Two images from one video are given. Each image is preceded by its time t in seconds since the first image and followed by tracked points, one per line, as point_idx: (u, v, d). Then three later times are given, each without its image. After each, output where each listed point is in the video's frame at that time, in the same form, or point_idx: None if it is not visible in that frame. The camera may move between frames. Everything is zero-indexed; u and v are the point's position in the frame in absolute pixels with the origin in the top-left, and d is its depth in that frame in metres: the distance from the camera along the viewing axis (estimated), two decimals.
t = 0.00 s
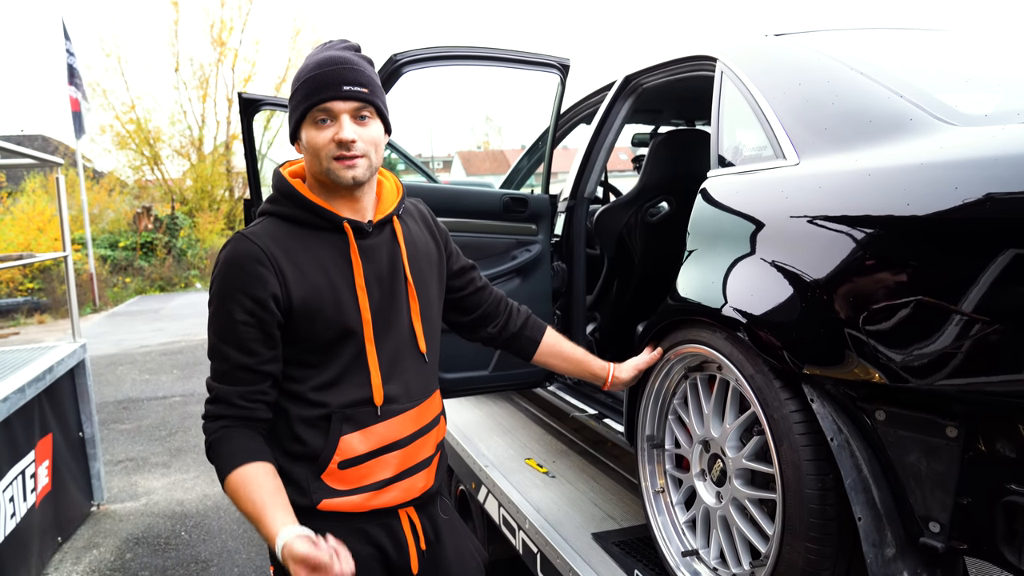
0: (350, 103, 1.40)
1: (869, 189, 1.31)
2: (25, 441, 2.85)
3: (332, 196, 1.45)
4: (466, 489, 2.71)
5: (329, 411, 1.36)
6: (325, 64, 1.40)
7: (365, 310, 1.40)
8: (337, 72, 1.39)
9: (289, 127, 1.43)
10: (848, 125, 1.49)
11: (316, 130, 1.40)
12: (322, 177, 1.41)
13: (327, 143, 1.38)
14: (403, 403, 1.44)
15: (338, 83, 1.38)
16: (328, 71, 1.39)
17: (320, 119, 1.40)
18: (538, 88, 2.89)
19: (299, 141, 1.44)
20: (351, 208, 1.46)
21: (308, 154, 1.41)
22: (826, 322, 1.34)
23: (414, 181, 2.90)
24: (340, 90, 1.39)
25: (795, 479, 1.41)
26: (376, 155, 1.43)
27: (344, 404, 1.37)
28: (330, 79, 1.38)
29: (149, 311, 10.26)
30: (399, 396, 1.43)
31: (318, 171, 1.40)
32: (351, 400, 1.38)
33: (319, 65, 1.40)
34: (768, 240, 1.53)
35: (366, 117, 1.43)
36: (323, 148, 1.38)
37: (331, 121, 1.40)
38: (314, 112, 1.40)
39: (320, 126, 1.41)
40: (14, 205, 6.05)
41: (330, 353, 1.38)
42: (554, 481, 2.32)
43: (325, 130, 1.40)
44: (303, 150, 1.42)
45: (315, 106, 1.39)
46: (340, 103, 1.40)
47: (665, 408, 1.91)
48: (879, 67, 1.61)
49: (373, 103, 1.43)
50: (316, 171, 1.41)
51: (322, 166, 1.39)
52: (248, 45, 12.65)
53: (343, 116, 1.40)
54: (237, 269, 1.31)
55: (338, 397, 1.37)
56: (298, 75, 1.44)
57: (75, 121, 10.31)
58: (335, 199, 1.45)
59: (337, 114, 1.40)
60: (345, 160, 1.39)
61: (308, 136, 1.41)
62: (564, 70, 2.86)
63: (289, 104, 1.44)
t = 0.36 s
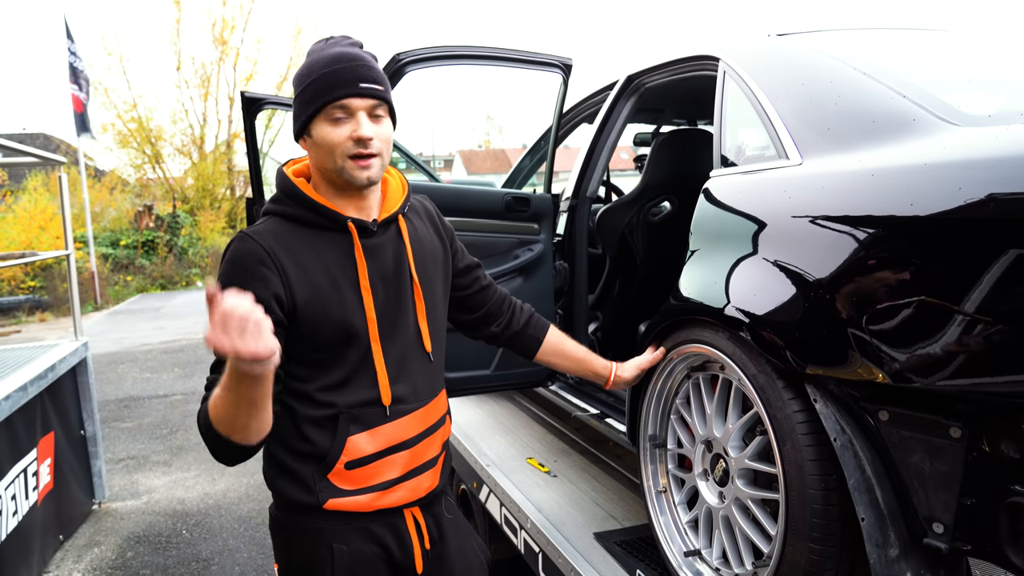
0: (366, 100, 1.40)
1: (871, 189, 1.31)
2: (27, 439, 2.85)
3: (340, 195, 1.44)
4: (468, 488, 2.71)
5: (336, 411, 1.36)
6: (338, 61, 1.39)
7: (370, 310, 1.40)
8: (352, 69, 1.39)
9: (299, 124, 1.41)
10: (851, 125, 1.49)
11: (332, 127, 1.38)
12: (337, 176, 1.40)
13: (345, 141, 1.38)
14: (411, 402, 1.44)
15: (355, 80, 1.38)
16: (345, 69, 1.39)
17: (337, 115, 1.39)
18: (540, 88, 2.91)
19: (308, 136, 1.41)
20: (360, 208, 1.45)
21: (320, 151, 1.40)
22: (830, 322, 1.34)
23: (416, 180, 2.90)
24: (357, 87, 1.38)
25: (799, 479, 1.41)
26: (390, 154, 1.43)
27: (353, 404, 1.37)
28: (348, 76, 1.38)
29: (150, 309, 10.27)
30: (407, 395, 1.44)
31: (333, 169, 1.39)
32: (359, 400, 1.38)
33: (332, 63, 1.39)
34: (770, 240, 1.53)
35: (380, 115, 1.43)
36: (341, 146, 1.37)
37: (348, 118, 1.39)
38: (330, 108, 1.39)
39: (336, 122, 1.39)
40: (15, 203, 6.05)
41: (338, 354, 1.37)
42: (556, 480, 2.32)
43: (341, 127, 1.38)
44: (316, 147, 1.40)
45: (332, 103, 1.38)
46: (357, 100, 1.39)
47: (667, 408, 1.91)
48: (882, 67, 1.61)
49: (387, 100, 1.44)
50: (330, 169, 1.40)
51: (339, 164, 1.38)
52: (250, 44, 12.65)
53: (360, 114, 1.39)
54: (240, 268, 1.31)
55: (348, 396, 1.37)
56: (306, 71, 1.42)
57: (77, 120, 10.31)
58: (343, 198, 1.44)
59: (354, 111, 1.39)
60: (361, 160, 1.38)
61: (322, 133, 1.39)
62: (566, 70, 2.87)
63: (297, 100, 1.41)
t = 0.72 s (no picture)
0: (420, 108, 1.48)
1: (872, 192, 1.31)
2: (30, 441, 2.86)
3: (367, 192, 1.46)
4: (471, 489, 2.71)
5: (343, 414, 1.37)
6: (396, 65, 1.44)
7: (373, 313, 1.40)
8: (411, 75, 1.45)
9: (357, 111, 1.38)
10: (854, 127, 1.49)
11: (392, 124, 1.41)
12: (387, 173, 1.42)
13: (407, 142, 1.42)
14: (417, 405, 1.45)
15: (416, 87, 1.46)
16: (407, 73, 1.44)
17: (402, 115, 1.43)
18: (542, 89, 2.91)
19: (360, 126, 1.40)
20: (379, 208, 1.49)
21: (372, 142, 1.40)
22: (832, 324, 1.35)
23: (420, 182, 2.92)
24: (418, 93, 1.46)
25: (801, 480, 1.41)
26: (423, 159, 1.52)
27: (359, 407, 1.37)
28: (411, 81, 1.44)
29: (152, 311, 10.28)
30: (412, 397, 1.44)
31: (392, 163, 1.41)
32: (367, 403, 1.38)
33: (391, 65, 1.43)
34: (772, 242, 1.54)
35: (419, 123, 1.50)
36: (405, 142, 1.42)
37: (408, 120, 1.44)
38: (397, 106, 1.42)
39: (399, 120, 1.43)
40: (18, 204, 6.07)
41: (344, 357, 1.38)
42: (558, 482, 2.32)
43: (402, 127, 1.43)
44: (373, 139, 1.39)
45: (403, 102, 1.42)
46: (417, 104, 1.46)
47: (670, 409, 1.92)
48: (884, 69, 1.61)
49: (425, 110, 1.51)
50: (377, 163, 1.41)
51: (396, 163, 1.41)
52: (251, 45, 12.68)
53: (413, 119, 1.46)
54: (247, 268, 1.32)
55: (354, 399, 1.38)
56: (357, 62, 1.41)
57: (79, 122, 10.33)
58: (369, 196, 1.46)
59: (414, 114, 1.45)
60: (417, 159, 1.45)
61: (383, 127, 1.40)
62: (569, 72, 2.88)
63: (348, 88, 1.39)
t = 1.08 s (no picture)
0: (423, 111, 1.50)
1: (870, 191, 1.32)
2: (30, 441, 2.86)
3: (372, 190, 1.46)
4: (470, 487, 2.72)
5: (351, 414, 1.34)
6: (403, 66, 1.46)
7: (382, 307, 1.38)
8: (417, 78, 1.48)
9: (370, 110, 1.38)
10: (852, 126, 1.50)
11: (401, 124, 1.42)
12: (395, 172, 1.42)
13: (414, 142, 1.43)
14: (421, 403, 1.45)
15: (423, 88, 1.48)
16: (414, 75, 1.46)
17: (409, 116, 1.44)
18: (540, 88, 2.90)
19: (370, 124, 1.40)
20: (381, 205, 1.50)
21: (383, 140, 1.40)
22: (829, 322, 1.35)
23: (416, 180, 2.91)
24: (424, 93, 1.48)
25: (798, 478, 1.42)
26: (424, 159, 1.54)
27: (366, 406, 1.36)
28: (418, 82, 1.46)
29: (149, 309, 10.27)
30: (416, 394, 1.44)
31: (401, 162, 1.41)
32: (373, 402, 1.36)
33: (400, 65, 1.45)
34: (770, 240, 1.54)
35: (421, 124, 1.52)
36: (414, 142, 1.43)
37: (414, 121, 1.46)
38: (405, 107, 1.43)
39: (406, 121, 1.44)
40: (15, 203, 6.06)
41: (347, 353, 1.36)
42: (558, 479, 2.33)
43: (410, 127, 1.43)
44: (384, 137, 1.39)
45: (411, 103, 1.44)
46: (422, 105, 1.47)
47: (669, 407, 1.92)
48: (882, 67, 1.62)
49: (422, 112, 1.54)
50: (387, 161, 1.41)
51: (404, 162, 1.42)
52: (248, 43, 12.65)
53: (419, 120, 1.47)
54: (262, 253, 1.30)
55: (360, 399, 1.35)
56: (367, 63, 1.42)
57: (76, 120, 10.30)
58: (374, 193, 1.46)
59: (419, 116, 1.47)
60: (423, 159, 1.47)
61: (393, 127, 1.41)
62: (567, 70, 2.87)
63: (361, 88, 1.39)
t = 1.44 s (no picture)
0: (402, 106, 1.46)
1: (854, 187, 1.32)
2: (14, 443, 2.83)
3: (350, 189, 1.46)
4: (459, 485, 2.72)
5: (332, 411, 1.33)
6: (381, 64, 1.42)
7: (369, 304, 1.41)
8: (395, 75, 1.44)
9: (344, 111, 1.36)
10: (836, 123, 1.50)
11: (374, 125, 1.39)
12: (371, 172, 1.41)
13: (389, 142, 1.41)
14: (406, 400, 1.43)
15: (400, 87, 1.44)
16: (393, 73, 1.43)
17: (384, 116, 1.41)
18: (527, 86, 2.91)
19: (344, 125, 1.38)
20: (360, 203, 1.50)
21: (358, 142, 1.39)
22: (814, 317, 1.36)
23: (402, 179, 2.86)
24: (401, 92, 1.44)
25: (785, 472, 1.43)
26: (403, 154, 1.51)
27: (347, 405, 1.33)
28: (396, 81, 1.43)
29: (136, 309, 10.19)
30: (401, 393, 1.42)
31: (374, 164, 1.40)
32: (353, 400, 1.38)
33: (379, 64, 1.42)
34: (756, 237, 1.55)
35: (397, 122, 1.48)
36: (388, 142, 1.41)
37: (390, 119, 1.43)
38: (380, 107, 1.40)
39: (381, 121, 1.41)
40: None
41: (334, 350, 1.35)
42: (546, 477, 2.33)
43: (384, 128, 1.41)
44: (358, 139, 1.38)
45: (386, 103, 1.40)
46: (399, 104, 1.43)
47: (656, 403, 1.93)
48: (866, 64, 1.62)
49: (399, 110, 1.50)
50: (363, 162, 1.40)
51: (379, 163, 1.41)
52: (234, 40, 12.54)
53: (394, 119, 1.44)
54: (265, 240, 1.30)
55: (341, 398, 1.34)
56: (344, 61, 1.38)
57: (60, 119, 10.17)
58: (352, 193, 1.47)
59: (396, 113, 1.44)
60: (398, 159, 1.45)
61: (367, 128, 1.38)
62: (553, 68, 2.89)
63: (336, 87, 1.36)
